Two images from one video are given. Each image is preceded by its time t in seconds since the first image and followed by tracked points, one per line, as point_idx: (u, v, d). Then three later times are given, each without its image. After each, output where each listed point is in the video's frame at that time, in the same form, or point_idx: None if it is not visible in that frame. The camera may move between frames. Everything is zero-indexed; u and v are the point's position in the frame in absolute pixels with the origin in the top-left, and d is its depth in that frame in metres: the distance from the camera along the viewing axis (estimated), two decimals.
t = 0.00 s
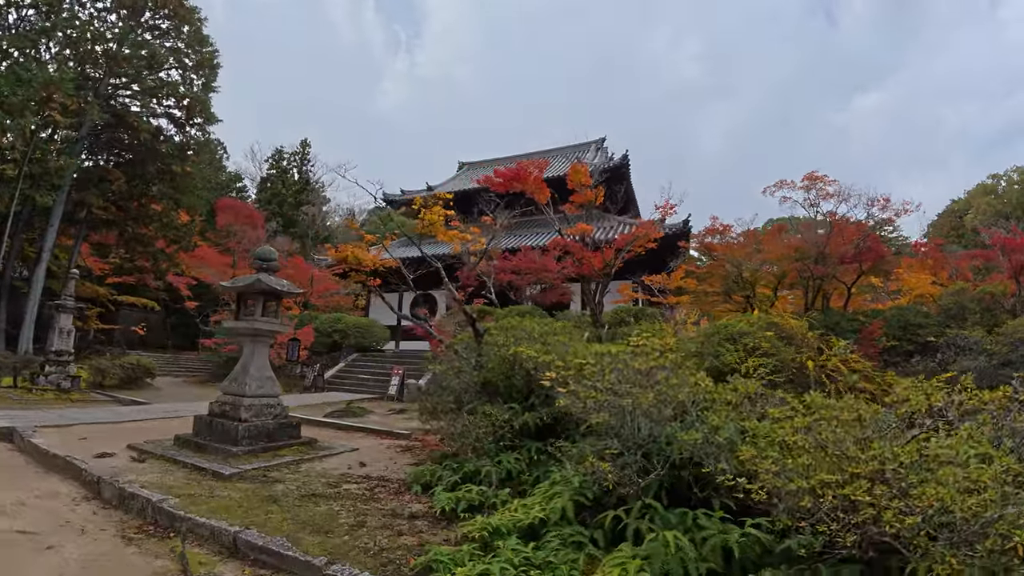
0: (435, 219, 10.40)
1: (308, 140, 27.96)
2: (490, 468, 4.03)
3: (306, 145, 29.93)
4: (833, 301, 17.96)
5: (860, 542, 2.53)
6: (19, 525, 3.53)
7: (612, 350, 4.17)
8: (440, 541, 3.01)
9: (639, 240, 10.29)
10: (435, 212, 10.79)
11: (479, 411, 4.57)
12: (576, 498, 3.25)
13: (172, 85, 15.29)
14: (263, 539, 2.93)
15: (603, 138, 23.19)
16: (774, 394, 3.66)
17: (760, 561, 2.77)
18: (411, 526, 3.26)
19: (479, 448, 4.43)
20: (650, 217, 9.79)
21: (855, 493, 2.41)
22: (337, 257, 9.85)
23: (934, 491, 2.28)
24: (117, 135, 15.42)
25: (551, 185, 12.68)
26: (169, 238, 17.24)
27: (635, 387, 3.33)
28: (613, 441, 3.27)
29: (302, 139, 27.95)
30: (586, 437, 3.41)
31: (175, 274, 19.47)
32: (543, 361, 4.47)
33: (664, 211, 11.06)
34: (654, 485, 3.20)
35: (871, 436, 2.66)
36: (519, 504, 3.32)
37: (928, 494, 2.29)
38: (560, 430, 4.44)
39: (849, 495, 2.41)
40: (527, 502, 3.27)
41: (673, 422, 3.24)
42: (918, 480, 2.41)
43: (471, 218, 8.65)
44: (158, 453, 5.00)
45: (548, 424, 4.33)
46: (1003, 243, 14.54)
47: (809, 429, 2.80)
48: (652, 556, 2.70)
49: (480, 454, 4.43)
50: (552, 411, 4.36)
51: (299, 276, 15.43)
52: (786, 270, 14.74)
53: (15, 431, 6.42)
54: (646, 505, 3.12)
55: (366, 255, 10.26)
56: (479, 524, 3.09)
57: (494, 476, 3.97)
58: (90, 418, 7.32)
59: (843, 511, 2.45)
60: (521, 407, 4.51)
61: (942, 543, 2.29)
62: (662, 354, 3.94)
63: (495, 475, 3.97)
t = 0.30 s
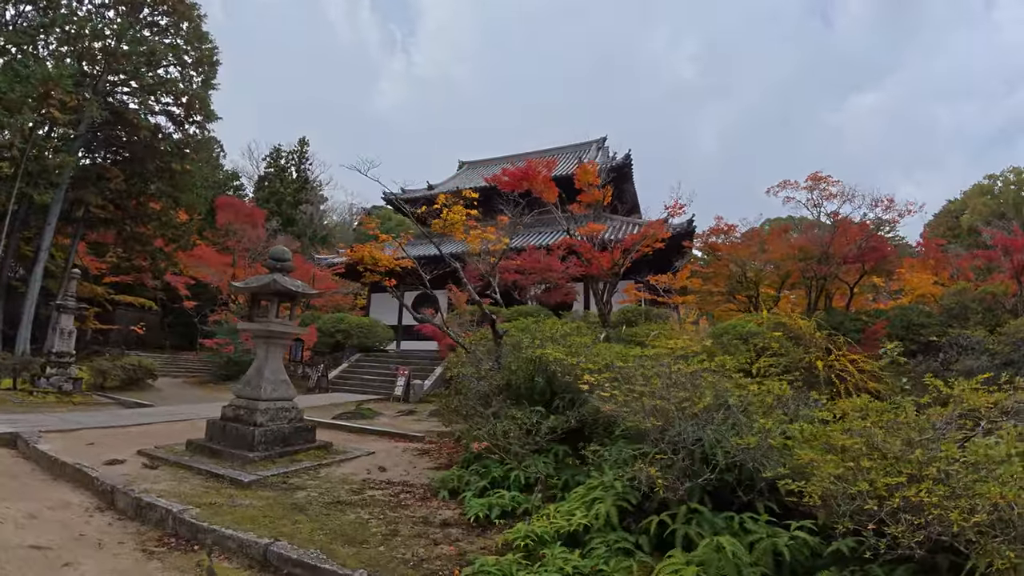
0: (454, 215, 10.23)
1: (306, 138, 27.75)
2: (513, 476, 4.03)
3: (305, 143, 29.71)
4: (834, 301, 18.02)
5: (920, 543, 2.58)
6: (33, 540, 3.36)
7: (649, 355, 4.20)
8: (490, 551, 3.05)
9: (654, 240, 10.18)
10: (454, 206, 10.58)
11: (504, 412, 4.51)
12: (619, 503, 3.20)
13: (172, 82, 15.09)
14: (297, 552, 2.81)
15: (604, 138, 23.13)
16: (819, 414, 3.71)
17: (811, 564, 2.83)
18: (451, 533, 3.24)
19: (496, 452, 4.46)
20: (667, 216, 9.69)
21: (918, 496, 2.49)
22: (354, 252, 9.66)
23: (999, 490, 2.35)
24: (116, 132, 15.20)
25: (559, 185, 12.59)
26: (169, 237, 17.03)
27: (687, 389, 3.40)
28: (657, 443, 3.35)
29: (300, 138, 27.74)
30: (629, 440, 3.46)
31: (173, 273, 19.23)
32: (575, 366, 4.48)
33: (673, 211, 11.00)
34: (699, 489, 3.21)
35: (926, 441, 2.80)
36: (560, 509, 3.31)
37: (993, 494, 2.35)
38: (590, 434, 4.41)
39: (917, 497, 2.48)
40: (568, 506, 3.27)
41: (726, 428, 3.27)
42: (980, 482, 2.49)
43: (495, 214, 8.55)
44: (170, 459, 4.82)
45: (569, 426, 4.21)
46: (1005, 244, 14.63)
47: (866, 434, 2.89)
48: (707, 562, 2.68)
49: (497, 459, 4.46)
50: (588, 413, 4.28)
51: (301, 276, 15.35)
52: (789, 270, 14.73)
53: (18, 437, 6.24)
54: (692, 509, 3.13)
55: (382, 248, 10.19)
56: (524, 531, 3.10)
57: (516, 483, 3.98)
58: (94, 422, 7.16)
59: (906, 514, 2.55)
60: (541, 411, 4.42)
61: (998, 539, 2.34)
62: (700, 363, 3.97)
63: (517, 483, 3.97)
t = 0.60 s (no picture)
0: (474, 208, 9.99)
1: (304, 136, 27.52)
2: (540, 474, 4.10)
3: (303, 141, 29.45)
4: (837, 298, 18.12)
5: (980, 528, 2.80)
6: (46, 549, 3.17)
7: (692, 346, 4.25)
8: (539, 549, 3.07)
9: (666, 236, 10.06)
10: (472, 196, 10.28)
11: (528, 407, 4.54)
12: (664, 500, 3.35)
13: (172, 78, 14.87)
14: (334, 558, 2.67)
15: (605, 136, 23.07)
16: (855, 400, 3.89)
17: (862, 556, 3.10)
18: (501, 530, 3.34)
19: (519, 450, 4.53)
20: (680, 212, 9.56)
21: (978, 483, 2.67)
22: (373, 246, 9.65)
23: None
24: (116, 129, 14.99)
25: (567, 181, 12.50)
26: (168, 235, 16.81)
27: (730, 381, 3.55)
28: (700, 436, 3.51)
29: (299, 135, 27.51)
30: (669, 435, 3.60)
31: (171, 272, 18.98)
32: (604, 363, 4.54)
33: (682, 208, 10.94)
34: (745, 485, 3.41)
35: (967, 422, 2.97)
36: (605, 504, 3.44)
37: None
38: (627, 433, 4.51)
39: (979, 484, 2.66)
40: (613, 502, 3.40)
41: (772, 422, 3.40)
42: None
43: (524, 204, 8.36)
44: (184, 461, 4.64)
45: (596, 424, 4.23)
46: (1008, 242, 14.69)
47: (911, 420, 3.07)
48: (765, 557, 2.85)
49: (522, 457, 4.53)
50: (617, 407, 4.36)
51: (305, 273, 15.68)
52: (794, 268, 14.77)
53: (19, 438, 6.02)
54: (741, 504, 3.34)
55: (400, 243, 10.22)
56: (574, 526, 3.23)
57: (546, 481, 4.05)
58: (100, 423, 6.98)
59: (964, 502, 2.77)
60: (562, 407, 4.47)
61: None
62: (736, 347, 4.02)
63: (549, 481, 4.04)
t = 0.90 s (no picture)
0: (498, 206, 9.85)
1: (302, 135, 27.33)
2: (570, 476, 4.08)
3: (301, 141, 29.24)
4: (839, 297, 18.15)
5: None
6: (66, 567, 3.02)
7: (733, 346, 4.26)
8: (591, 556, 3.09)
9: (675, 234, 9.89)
10: (496, 195, 10.16)
11: (556, 410, 4.58)
12: (711, 503, 3.38)
13: (171, 76, 14.65)
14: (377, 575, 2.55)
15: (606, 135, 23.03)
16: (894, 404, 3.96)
17: (909, 553, 3.08)
18: (542, 536, 3.33)
19: (544, 452, 4.53)
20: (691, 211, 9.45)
21: None
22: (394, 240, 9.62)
23: None
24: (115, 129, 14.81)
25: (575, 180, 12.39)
26: (167, 235, 16.60)
27: (777, 383, 3.61)
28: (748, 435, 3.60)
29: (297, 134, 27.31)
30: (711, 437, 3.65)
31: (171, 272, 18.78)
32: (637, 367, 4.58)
33: (691, 208, 10.87)
34: (792, 488, 3.42)
35: (1014, 417, 3.03)
36: (649, 507, 3.49)
37: None
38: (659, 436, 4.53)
39: None
40: (656, 505, 3.46)
41: (819, 423, 3.46)
42: None
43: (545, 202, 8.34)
44: (202, 469, 4.49)
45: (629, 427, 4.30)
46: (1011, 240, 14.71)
47: (958, 416, 3.11)
48: (821, 557, 2.91)
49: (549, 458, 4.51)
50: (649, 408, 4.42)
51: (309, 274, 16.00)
52: (798, 267, 14.77)
53: (26, 445, 5.85)
54: (787, 505, 3.35)
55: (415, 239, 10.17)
56: (622, 530, 3.18)
57: (573, 483, 4.02)
58: (107, 428, 6.83)
59: (1018, 496, 2.75)
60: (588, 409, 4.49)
61: None
62: (783, 353, 4.05)
63: (581, 483, 4.01)
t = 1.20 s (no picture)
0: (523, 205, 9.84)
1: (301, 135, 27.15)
2: (600, 474, 4.14)
3: (298, 141, 29.08)
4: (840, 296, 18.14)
5: None
6: None
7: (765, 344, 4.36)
8: (630, 553, 3.16)
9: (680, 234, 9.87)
10: (521, 194, 10.17)
11: (582, 409, 4.66)
12: (753, 496, 3.49)
13: (171, 75, 14.47)
14: None
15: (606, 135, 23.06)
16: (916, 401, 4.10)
17: (944, 539, 3.24)
18: (585, 532, 3.39)
19: (570, 451, 4.61)
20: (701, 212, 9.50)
21: None
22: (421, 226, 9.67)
23: None
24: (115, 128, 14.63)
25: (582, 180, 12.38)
26: (167, 236, 16.42)
27: (817, 378, 3.60)
28: (786, 429, 3.75)
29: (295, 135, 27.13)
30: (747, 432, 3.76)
31: (170, 273, 18.59)
32: (663, 366, 4.66)
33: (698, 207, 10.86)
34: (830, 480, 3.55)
35: None
36: (690, 502, 3.60)
37: None
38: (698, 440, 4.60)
39: None
40: (696, 500, 3.57)
41: (856, 416, 3.52)
42: None
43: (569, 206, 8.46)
44: (224, 472, 4.39)
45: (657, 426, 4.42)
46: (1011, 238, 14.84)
47: (995, 407, 3.13)
48: (866, 545, 3.05)
49: (575, 457, 4.61)
50: (675, 406, 4.53)
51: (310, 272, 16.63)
52: (801, 266, 14.84)
53: (36, 450, 5.70)
54: (827, 496, 3.51)
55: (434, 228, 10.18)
56: (667, 527, 3.29)
57: (602, 480, 4.10)
58: (116, 431, 6.70)
59: None
60: (613, 408, 4.56)
61: None
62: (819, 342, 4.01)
63: (613, 480, 4.08)
